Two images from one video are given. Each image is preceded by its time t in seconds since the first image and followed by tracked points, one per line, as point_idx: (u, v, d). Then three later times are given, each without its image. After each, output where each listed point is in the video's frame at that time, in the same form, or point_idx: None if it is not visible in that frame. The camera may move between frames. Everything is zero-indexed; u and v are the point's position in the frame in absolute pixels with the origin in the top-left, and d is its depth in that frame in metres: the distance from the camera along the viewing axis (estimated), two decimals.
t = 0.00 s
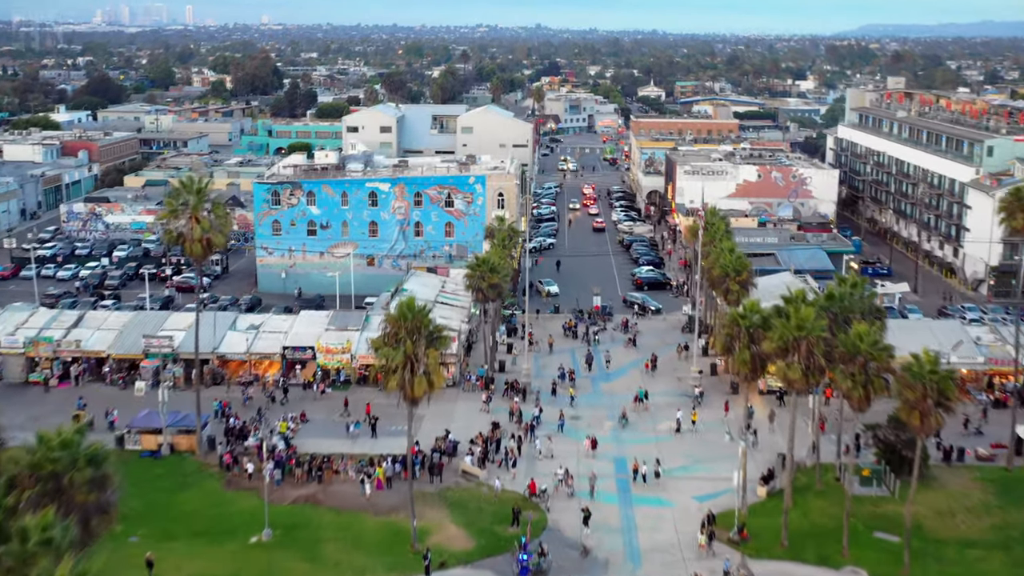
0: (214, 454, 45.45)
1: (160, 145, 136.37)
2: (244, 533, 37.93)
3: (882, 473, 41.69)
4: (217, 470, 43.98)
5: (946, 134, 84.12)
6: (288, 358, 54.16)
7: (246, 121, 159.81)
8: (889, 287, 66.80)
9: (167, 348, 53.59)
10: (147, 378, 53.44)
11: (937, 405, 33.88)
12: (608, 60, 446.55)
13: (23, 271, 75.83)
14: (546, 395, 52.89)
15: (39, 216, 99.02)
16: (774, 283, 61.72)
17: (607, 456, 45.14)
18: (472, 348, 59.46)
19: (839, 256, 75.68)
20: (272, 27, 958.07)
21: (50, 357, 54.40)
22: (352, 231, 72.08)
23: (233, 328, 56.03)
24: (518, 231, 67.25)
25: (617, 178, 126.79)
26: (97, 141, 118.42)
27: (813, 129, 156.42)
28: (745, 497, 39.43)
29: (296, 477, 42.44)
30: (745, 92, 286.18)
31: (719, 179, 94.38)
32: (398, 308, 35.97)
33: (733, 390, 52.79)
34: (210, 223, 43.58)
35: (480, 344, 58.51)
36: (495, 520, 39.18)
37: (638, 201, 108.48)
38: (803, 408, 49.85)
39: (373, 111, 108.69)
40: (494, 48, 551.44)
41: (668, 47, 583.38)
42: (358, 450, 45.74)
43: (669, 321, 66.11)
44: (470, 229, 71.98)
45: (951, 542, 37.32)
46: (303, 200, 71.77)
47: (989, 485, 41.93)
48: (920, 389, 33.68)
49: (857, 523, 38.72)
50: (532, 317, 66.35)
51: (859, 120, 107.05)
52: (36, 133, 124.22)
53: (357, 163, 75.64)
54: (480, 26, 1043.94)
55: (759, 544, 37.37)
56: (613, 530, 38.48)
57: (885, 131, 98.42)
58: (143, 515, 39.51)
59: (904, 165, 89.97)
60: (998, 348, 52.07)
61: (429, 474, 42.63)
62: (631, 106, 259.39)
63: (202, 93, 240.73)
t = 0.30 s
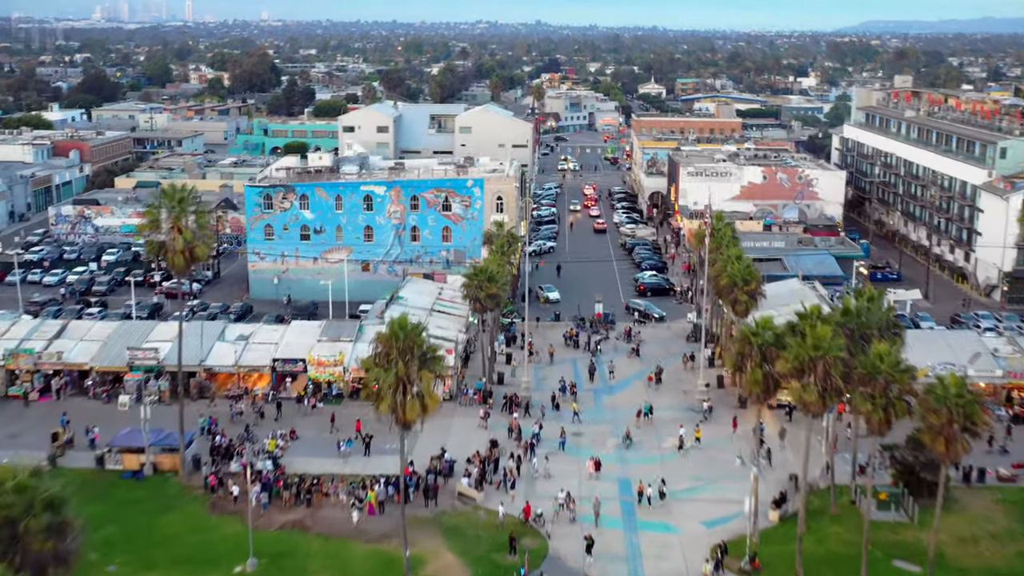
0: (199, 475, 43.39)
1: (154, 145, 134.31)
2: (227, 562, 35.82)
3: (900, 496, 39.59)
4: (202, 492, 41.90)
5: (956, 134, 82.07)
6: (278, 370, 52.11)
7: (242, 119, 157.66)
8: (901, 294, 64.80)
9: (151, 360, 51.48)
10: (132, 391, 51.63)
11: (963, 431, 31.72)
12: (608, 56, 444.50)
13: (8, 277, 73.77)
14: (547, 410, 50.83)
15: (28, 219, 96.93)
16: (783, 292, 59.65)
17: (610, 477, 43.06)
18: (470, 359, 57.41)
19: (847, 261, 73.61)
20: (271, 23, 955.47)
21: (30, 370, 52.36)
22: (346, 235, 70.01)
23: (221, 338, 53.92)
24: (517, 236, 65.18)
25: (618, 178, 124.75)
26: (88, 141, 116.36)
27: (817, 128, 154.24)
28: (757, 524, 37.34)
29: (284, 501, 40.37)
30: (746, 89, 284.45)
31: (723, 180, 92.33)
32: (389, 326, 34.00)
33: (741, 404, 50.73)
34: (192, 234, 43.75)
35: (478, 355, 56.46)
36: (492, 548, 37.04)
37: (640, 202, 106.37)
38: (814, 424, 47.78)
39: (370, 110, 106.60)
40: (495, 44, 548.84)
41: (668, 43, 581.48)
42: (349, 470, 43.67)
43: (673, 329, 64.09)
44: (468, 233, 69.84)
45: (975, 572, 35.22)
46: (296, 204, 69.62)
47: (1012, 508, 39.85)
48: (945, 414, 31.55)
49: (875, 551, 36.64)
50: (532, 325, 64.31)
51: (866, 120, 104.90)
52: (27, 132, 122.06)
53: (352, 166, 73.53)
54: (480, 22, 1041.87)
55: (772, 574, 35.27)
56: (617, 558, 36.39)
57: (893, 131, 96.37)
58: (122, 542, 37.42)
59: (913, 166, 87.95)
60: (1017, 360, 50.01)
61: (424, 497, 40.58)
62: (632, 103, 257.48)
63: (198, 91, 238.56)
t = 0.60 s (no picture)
0: (181, 498, 41.27)
1: (148, 144, 132.20)
2: None
3: (920, 523, 37.41)
4: (184, 516, 39.78)
5: (967, 136, 79.99)
6: (267, 385, 50.00)
7: (238, 118, 155.53)
8: (913, 302, 62.76)
9: (136, 374, 49.50)
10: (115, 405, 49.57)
11: (994, 460, 29.62)
12: (608, 53, 442.44)
13: None
14: (548, 425, 48.72)
15: (16, 220, 94.88)
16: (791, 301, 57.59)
17: (614, 500, 40.95)
18: (467, 372, 55.31)
19: (857, 266, 71.55)
20: (271, 20, 953.16)
21: (10, 385, 50.34)
22: (340, 240, 67.90)
23: (209, 351, 51.80)
24: (517, 242, 63.09)
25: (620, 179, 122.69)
26: (80, 141, 114.32)
27: (821, 127, 152.15)
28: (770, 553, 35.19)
29: (270, 527, 38.25)
30: (748, 87, 282.40)
31: (728, 182, 90.28)
32: (380, 348, 31.87)
33: (750, 420, 48.62)
34: (173, 245, 41.20)
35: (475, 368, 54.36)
36: None
37: (642, 204, 104.27)
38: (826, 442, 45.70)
39: (367, 110, 104.54)
40: (494, 41, 546.24)
41: (670, 40, 579.74)
42: (339, 492, 41.57)
43: (678, 339, 62.02)
44: (466, 238, 67.69)
45: None
46: (288, 208, 67.54)
47: None
48: (974, 443, 29.43)
49: None
50: (532, 335, 62.21)
51: (872, 120, 102.83)
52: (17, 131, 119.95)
53: (346, 168, 71.44)
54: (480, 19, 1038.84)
55: None
56: None
57: (901, 131, 94.26)
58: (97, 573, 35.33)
59: (923, 168, 85.85)
60: None
61: (417, 523, 38.45)
62: (633, 102, 255.36)
63: (195, 88, 236.34)
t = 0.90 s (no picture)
0: (163, 524, 39.22)
1: (141, 144, 130.12)
2: None
3: (942, 553, 35.33)
4: (165, 545, 37.71)
5: (980, 138, 77.88)
6: (255, 401, 47.89)
7: (233, 117, 153.41)
8: (926, 311, 60.79)
9: (118, 390, 47.34)
10: (96, 423, 47.49)
11: None
12: (608, 50, 440.33)
13: None
14: (548, 443, 46.65)
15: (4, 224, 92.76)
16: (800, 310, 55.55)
17: (618, 526, 38.88)
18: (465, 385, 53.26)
19: (867, 272, 69.52)
20: (269, 16, 951.00)
21: None
22: (334, 246, 65.83)
23: (195, 364, 49.69)
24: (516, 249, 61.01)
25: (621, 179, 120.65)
26: (71, 141, 112.22)
27: (825, 126, 150.06)
28: None
29: (255, 557, 36.18)
30: (750, 84, 280.52)
31: (732, 184, 88.21)
32: (370, 373, 29.93)
33: (760, 438, 46.55)
34: (153, 259, 36.29)
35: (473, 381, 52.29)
36: None
37: (644, 206, 102.17)
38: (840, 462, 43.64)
39: (363, 110, 102.43)
40: (493, 37, 544.06)
41: (670, 37, 578.24)
42: (329, 517, 39.55)
43: (683, 349, 59.98)
44: (464, 244, 65.57)
45: None
46: (280, 213, 65.44)
47: None
48: (1007, 477, 27.38)
49: None
50: (532, 345, 60.15)
51: (879, 120, 100.75)
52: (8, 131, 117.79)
53: (341, 172, 69.34)
54: (480, 15, 1037.42)
55: None
56: None
57: (910, 131, 92.22)
58: None
59: (934, 171, 83.76)
60: None
61: (411, 552, 36.37)
62: (633, 99, 253.40)
63: (192, 87, 234.41)
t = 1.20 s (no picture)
0: (139, 558, 36.80)
1: (133, 144, 127.68)
2: None
3: None
4: None
5: (993, 139, 75.44)
6: (240, 421, 45.55)
7: (228, 116, 150.96)
8: (942, 322, 58.49)
9: (97, 410, 44.93)
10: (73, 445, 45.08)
11: None
12: (608, 46, 438.17)
13: None
14: (549, 466, 44.29)
15: None
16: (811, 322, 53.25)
17: (624, 560, 36.48)
18: (461, 403, 50.91)
19: (878, 280, 67.20)
20: (268, 12, 948.33)
21: None
22: (327, 254, 63.47)
23: (178, 382, 47.31)
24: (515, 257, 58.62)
25: (623, 180, 118.31)
26: (60, 142, 109.78)
27: (829, 125, 147.62)
28: None
29: None
30: (751, 81, 278.44)
31: (737, 187, 85.82)
32: (355, 407, 27.66)
33: (772, 460, 44.19)
34: (127, 278, 34.00)
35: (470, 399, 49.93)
36: None
37: (647, 208, 99.76)
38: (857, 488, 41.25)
39: (359, 110, 99.99)
40: (493, 33, 541.00)
41: (670, 33, 575.36)
42: (316, 549, 37.16)
43: (689, 362, 57.65)
44: (461, 252, 63.16)
45: None
46: (270, 219, 63.11)
47: None
48: None
49: None
50: (531, 358, 57.81)
51: (888, 120, 98.33)
52: None
53: (334, 176, 66.98)
54: (479, 11, 1034.45)
55: None
56: None
57: (920, 132, 89.88)
58: None
59: (946, 173, 81.41)
60: None
61: None
62: (634, 97, 251.15)
63: (188, 84, 231.93)
